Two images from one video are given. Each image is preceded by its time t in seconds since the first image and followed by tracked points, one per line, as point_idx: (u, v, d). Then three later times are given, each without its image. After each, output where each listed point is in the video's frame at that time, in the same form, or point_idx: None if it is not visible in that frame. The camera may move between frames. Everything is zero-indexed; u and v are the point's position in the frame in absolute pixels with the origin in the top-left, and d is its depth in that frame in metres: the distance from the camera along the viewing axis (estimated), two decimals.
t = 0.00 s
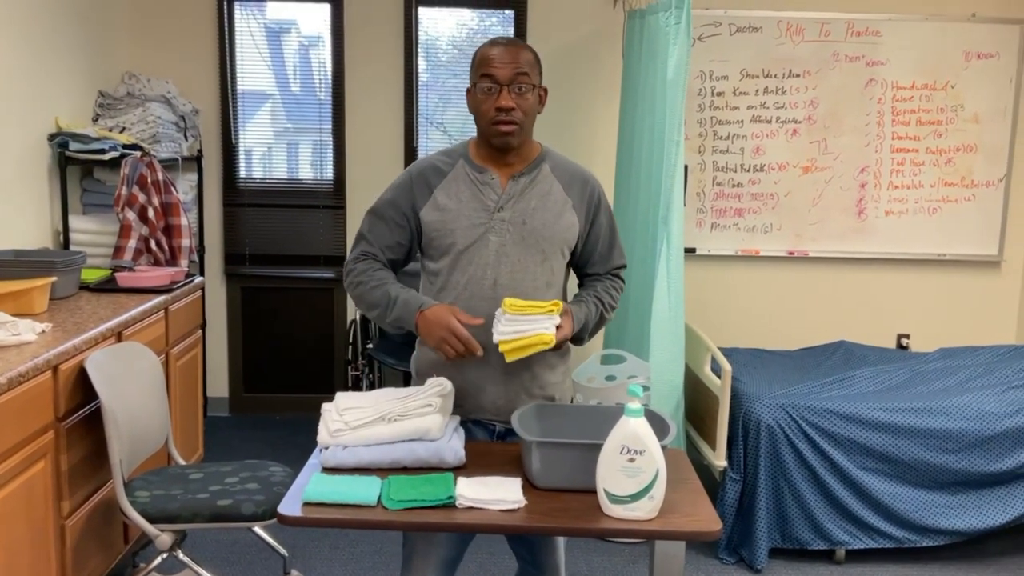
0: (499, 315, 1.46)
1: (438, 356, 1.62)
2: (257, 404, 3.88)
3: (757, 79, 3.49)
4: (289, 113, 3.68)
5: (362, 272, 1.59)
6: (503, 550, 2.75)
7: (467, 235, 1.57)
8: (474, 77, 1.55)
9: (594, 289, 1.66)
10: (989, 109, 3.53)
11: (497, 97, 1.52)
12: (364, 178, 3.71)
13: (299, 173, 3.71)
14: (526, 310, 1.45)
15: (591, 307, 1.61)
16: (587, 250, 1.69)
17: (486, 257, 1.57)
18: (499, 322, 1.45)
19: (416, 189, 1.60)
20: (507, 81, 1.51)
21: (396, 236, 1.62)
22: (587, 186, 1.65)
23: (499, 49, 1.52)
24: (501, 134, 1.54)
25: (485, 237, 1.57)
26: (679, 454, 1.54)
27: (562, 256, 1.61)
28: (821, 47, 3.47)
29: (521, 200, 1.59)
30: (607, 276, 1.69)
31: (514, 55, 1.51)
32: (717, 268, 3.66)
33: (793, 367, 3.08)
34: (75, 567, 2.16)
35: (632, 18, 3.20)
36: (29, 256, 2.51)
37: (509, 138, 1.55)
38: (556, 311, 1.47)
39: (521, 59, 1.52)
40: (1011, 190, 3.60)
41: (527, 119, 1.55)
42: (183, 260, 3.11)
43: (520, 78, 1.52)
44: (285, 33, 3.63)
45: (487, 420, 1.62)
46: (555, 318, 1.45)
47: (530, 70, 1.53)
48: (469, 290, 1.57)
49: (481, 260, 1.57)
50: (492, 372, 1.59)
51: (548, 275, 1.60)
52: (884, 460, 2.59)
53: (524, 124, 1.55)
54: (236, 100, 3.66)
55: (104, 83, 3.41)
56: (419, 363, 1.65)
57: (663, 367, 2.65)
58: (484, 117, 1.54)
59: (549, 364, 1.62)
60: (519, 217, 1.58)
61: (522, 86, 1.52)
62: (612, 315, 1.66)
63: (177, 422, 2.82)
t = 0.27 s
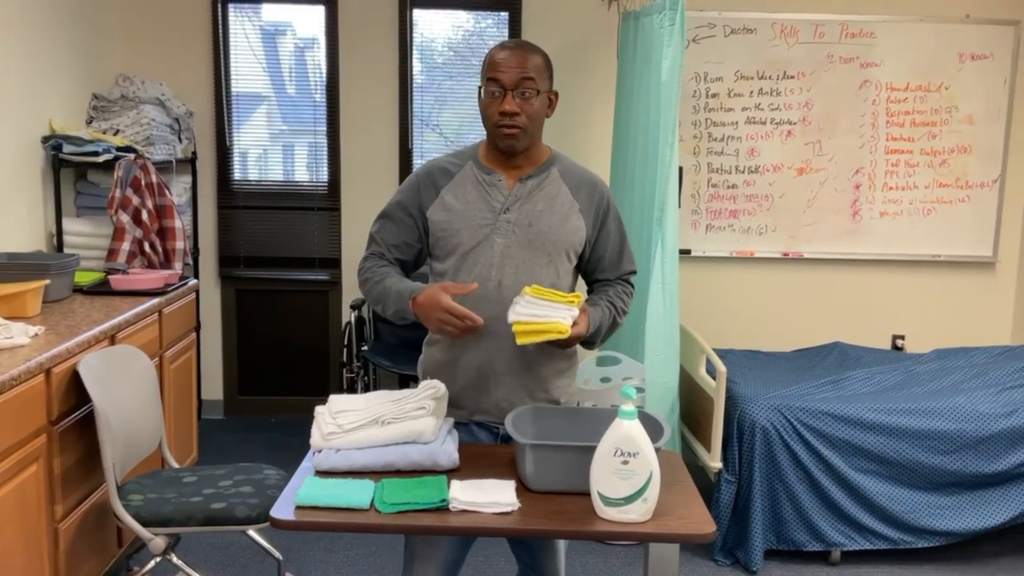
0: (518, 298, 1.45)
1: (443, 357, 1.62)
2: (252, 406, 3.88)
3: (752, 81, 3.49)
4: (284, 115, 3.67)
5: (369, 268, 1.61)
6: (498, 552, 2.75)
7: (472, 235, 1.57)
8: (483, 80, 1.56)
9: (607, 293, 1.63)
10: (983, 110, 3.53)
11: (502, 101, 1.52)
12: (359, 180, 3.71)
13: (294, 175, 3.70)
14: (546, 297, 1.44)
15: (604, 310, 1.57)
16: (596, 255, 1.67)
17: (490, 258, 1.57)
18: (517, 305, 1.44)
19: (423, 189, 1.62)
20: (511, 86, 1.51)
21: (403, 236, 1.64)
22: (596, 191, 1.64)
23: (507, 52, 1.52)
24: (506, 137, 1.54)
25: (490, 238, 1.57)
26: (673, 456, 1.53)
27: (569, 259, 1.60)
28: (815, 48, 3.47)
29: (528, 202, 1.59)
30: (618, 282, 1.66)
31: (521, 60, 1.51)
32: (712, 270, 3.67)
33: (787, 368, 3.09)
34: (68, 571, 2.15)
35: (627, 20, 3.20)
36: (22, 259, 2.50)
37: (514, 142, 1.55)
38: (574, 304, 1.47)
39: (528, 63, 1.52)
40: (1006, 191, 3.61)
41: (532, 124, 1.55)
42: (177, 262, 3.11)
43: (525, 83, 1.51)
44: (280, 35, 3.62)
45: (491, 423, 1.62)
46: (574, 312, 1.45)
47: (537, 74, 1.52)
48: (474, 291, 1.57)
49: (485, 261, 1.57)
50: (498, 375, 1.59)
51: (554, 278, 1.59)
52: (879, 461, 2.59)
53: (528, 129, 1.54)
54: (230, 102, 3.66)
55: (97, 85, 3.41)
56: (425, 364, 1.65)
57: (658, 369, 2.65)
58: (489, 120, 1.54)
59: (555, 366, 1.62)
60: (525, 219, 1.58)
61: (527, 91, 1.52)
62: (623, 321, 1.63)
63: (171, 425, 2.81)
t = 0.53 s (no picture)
0: (521, 311, 1.44)
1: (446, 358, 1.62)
2: (247, 409, 3.87)
3: (747, 83, 3.50)
4: (279, 117, 3.67)
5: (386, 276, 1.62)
6: (493, 555, 2.74)
7: (480, 238, 1.58)
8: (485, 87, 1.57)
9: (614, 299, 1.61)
10: (978, 112, 3.54)
11: (497, 109, 1.52)
12: (355, 183, 3.70)
13: (290, 177, 3.70)
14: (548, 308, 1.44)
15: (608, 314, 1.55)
16: (603, 260, 1.66)
17: (496, 261, 1.57)
18: (521, 318, 1.43)
19: (432, 193, 1.63)
20: (506, 92, 1.51)
21: (417, 242, 1.64)
22: (605, 196, 1.64)
23: (509, 60, 1.53)
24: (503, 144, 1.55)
25: (497, 241, 1.58)
26: (668, 459, 1.53)
27: (576, 263, 1.60)
28: (810, 50, 3.48)
29: (535, 205, 1.59)
30: (624, 287, 1.65)
31: (518, 67, 1.52)
32: (707, 272, 3.67)
33: (783, 370, 3.09)
34: None
35: (622, 22, 3.20)
36: (16, 261, 2.49)
37: (512, 148, 1.55)
38: (578, 312, 1.47)
39: (527, 71, 1.52)
40: (1001, 193, 3.62)
41: (530, 130, 1.54)
42: (172, 265, 3.11)
43: (520, 90, 1.51)
44: (275, 37, 3.62)
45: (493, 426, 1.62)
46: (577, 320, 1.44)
47: (537, 81, 1.52)
48: (480, 293, 1.57)
49: (491, 264, 1.57)
50: (503, 378, 1.59)
51: (560, 281, 1.59)
52: (874, 463, 2.60)
53: (525, 135, 1.54)
54: (225, 104, 3.65)
55: (92, 88, 3.40)
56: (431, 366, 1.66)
57: (654, 372, 2.65)
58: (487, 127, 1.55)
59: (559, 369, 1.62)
60: (532, 222, 1.58)
61: (522, 98, 1.51)
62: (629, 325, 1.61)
63: (166, 428, 2.81)
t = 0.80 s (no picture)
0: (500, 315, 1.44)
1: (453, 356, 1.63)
2: (243, 412, 3.86)
3: (743, 84, 3.50)
4: (276, 119, 3.66)
5: (404, 284, 1.62)
6: (490, 558, 2.74)
7: (488, 240, 1.57)
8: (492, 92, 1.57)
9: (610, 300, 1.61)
10: (973, 113, 3.55)
11: (505, 114, 1.53)
12: (352, 185, 3.70)
13: (287, 179, 3.70)
14: (526, 306, 1.43)
15: (603, 314, 1.55)
16: (608, 262, 1.66)
17: (504, 262, 1.57)
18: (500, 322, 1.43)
19: (441, 196, 1.62)
20: (515, 98, 1.51)
21: (430, 246, 1.64)
22: (612, 199, 1.63)
23: (518, 65, 1.53)
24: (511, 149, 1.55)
25: (505, 243, 1.57)
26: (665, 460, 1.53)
27: (582, 265, 1.60)
28: (806, 52, 3.49)
29: (543, 207, 1.58)
30: (628, 288, 1.65)
31: (527, 73, 1.51)
32: (704, 273, 3.67)
33: (780, 371, 3.09)
34: None
35: (618, 24, 3.21)
36: (12, 264, 2.49)
37: (520, 153, 1.56)
38: (557, 307, 1.45)
39: (535, 77, 1.51)
40: (996, 194, 3.63)
41: (538, 136, 1.55)
42: (168, 268, 3.10)
43: (529, 97, 1.51)
44: (272, 39, 3.62)
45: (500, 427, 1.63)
46: (556, 313, 1.43)
47: (546, 86, 1.52)
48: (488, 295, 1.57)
49: (499, 265, 1.57)
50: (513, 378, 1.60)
51: (567, 283, 1.59)
52: (871, 464, 2.60)
53: (533, 141, 1.54)
54: (221, 106, 3.65)
55: (88, 90, 3.39)
56: (439, 372, 1.66)
57: (652, 374, 2.65)
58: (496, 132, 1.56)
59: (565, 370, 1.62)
60: (540, 224, 1.57)
61: (531, 104, 1.52)
62: (628, 327, 1.61)
63: (162, 431, 2.80)
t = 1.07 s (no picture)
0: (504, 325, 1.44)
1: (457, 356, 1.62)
2: (241, 414, 3.86)
3: (739, 86, 3.51)
4: (273, 121, 3.66)
5: (409, 289, 1.62)
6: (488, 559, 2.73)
7: (493, 242, 1.56)
8: (512, 97, 1.52)
9: (615, 295, 1.62)
10: (970, 114, 3.55)
11: (542, 121, 1.50)
12: (349, 186, 3.70)
13: (284, 181, 3.69)
14: (528, 311, 1.43)
15: (608, 309, 1.56)
16: (609, 262, 1.67)
17: (511, 264, 1.56)
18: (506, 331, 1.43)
19: (443, 200, 1.61)
20: (551, 105, 1.49)
21: (434, 250, 1.63)
22: (612, 200, 1.63)
23: (539, 71, 1.50)
24: (545, 154, 1.54)
25: (510, 245, 1.56)
26: (663, 461, 1.53)
27: (586, 265, 1.60)
28: (803, 53, 3.49)
29: (548, 209, 1.57)
30: (629, 286, 1.66)
31: (555, 79, 1.50)
32: (701, 274, 3.67)
33: (778, 372, 3.09)
34: None
35: (615, 25, 3.21)
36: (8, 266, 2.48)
37: (550, 157, 1.56)
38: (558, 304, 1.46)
39: (562, 82, 1.51)
40: (993, 194, 3.63)
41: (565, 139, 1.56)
42: (164, 269, 3.10)
43: (564, 102, 1.51)
44: (269, 41, 3.61)
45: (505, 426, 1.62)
46: (559, 311, 1.44)
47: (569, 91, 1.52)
48: (495, 297, 1.57)
49: (506, 267, 1.56)
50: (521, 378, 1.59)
51: (573, 283, 1.59)
52: (868, 464, 2.60)
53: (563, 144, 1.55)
54: (218, 108, 3.64)
55: (84, 92, 3.39)
56: (445, 374, 1.65)
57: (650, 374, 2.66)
58: (527, 138, 1.52)
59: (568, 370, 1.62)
60: (546, 226, 1.56)
61: (565, 109, 1.52)
62: (632, 323, 1.61)
63: (159, 433, 2.80)
